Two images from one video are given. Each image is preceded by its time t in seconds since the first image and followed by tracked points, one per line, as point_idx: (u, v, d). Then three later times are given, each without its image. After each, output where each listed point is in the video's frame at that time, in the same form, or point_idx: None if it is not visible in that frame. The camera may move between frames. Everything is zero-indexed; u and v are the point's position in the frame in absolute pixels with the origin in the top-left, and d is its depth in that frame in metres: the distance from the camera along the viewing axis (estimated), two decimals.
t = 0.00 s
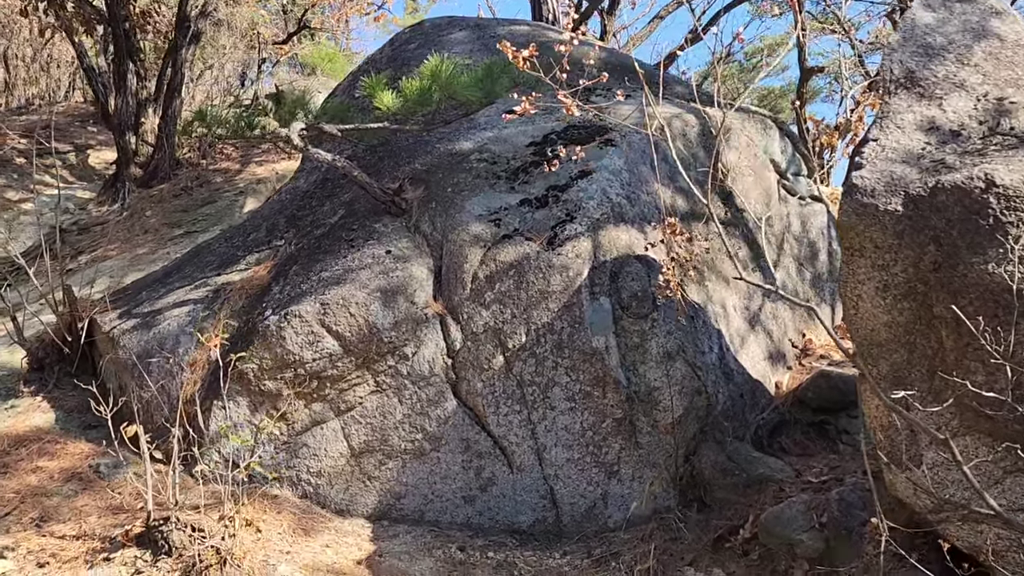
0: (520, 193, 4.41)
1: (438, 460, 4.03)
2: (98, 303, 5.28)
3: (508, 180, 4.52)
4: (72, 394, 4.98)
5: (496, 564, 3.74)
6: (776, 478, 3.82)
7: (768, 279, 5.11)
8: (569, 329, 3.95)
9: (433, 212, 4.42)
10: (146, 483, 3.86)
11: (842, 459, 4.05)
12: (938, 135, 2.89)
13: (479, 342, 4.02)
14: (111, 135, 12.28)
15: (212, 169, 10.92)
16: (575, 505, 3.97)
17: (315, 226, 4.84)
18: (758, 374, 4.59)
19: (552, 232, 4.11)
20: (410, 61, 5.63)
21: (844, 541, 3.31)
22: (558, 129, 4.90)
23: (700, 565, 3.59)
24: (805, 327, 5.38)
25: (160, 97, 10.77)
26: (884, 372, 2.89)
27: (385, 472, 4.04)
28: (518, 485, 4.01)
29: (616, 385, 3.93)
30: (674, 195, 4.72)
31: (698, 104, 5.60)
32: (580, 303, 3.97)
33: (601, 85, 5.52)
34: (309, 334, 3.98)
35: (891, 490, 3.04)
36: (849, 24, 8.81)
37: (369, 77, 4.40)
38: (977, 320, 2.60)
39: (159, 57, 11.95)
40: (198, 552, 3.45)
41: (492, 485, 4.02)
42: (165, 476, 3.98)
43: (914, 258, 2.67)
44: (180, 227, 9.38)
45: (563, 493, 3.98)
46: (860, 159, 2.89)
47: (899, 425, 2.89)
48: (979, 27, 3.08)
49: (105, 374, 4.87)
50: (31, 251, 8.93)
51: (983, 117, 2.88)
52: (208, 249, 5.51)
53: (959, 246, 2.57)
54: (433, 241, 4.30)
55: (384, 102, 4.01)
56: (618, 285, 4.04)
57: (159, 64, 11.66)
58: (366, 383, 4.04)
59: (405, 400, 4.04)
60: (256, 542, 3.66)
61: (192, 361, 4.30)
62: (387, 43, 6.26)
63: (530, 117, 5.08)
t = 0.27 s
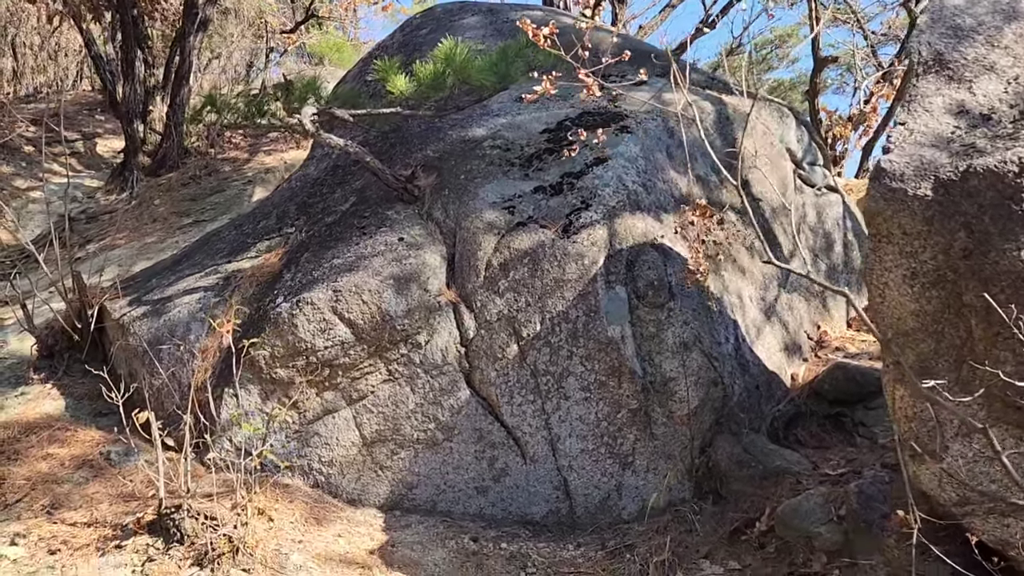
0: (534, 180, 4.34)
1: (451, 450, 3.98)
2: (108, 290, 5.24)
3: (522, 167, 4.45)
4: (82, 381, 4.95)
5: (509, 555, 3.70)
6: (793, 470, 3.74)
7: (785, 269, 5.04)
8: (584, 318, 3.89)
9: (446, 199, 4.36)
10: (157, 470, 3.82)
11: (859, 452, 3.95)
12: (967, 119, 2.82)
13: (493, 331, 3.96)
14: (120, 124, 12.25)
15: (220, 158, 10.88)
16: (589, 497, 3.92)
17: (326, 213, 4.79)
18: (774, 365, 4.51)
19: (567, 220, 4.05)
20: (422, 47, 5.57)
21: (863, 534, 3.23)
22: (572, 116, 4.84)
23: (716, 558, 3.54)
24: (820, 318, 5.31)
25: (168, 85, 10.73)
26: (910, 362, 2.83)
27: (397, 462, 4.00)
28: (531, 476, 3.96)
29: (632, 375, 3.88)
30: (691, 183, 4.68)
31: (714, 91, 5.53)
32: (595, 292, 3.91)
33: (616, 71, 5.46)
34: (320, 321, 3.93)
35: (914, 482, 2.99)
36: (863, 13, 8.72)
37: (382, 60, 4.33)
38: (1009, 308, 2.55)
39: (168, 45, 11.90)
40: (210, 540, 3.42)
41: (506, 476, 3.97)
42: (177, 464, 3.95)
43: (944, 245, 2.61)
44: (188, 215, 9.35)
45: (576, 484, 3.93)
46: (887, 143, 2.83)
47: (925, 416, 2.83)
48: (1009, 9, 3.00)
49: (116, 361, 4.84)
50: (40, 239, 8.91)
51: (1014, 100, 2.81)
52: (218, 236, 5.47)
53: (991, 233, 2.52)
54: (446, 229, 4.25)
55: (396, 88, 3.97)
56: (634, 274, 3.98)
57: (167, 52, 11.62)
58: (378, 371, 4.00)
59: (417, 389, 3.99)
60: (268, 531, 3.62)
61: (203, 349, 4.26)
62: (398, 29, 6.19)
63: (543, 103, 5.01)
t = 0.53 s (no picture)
0: (550, 175, 4.30)
1: (465, 448, 3.93)
2: (117, 284, 5.20)
3: (537, 162, 4.41)
4: (91, 376, 4.90)
5: (524, 555, 3.63)
6: (812, 472, 3.67)
7: (801, 268, 4.99)
8: (601, 316, 3.84)
9: (460, 194, 4.31)
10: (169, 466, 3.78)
11: (878, 454, 3.90)
12: (999, 114, 2.77)
13: (508, 328, 3.92)
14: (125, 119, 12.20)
15: (226, 154, 10.83)
16: (604, 497, 3.86)
17: (338, 208, 4.75)
18: (790, 365, 4.44)
19: (584, 216, 4.01)
20: (435, 41, 5.53)
21: (886, 536, 3.20)
22: (587, 112, 4.79)
23: (734, 559, 3.47)
24: (834, 319, 5.24)
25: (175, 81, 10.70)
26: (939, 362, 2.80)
27: (410, 460, 3.94)
28: (546, 475, 3.90)
29: (649, 374, 3.82)
30: (707, 180, 4.63)
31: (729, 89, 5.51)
32: (612, 289, 3.86)
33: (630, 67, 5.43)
34: (334, 316, 3.89)
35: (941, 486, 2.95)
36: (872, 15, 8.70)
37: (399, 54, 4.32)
38: None
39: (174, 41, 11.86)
40: (223, 537, 3.37)
41: (520, 475, 3.91)
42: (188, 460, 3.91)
43: (977, 242, 2.64)
44: (194, 211, 9.30)
45: (591, 484, 3.87)
46: (918, 138, 2.79)
47: (954, 417, 2.81)
48: None
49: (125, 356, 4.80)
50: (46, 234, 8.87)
51: None
52: (227, 231, 5.43)
53: None
54: (460, 224, 4.20)
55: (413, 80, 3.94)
56: (651, 271, 3.93)
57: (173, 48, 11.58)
58: (392, 368, 3.95)
59: (431, 386, 3.94)
60: (280, 528, 3.56)
61: (215, 343, 4.22)
62: (409, 25, 6.15)
63: (558, 99, 4.97)
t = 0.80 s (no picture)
0: (559, 184, 4.28)
1: (471, 458, 3.89)
2: (120, 290, 5.16)
3: (545, 171, 4.39)
4: (92, 382, 4.86)
5: (531, 566, 3.57)
6: (822, 484, 3.64)
7: (808, 279, 4.96)
8: (610, 325, 3.82)
9: (468, 202, 4.30)
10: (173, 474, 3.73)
11: (887, 467, 3.90)
12: (1015, 126, 2.76)
13: (517, 337, 3.89)
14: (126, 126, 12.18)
15: (228, 161, 10.81)
16: (611, 508, 3.81)
17: (345, 214, 4.74)
18: (798, 377, 4.41)
19: (593, 225, 3.99)
20: (441, 50, 5.52)
21: (899, 549, 3.14)
22: (595, 121, 4.78)
23: (743, 573, 3.42)
24: (840, 331, 5.21)
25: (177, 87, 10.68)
26: (957, 374, 2.78)
27: (416, 469, 3.90)
28: (552, 485, 3.85)
29: (657, 385, 3.78)
30: (715, 190, 4.60)
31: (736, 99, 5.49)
32: (621, 299, 3.83)
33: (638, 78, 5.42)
34: (342, 324, 3.86)
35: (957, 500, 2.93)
36: (874, 28, 8.73)
37: (408, 61, 4.32)
38: None
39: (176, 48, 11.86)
40: (227, 546, 3.32)
41: (526, 485, 3.87)
42: (192, 467, 3.88)
43: (995, 254, 2.63)
44: (195, 218, 9.27)
45: (598, 495, 3.82)
46: (934, 149, 2.78)
47: (970, 430, 2.79)
48: None
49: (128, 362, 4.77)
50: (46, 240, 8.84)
51: None
52: (231, 237, 5.40)
53: None
54: (468, 233, 4.18)
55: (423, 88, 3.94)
56: (660, 281, 3.90)
57: (176, 54, 11.57)
58: (398, 376, 3.92)
59: (438, 395, 3.91)
60: (286, 537, 3.52)
61: (219, 350, 4.21)
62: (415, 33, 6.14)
63: (566, 108, 4.97)
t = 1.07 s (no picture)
0: (556, 202, 4.27)
1: (467, 478, 3.84)
2: (111, 305, 5.11)
3: (543, 189, 4.38)
4: (81, 398, 4.80)
5: None
6: (821, 507, 3.63)
7: (804, 300, 4.95)
8: (608, 345, 3.78)
9: (465, 219, 4.28)
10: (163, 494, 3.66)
11: (886, 490, 3.89)
12: (1014, 150, 2.76)
13: (514, 356, 3.85)
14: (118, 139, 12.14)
15: (220, 176, 10.77)
16: (608, 530, 3.76)
17: (340, 231, 4.71)
18: (795, 398, 4.38)
19: (591, 244, 3.97)
20: (438, 68, 5.52)
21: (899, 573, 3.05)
22: (592, 140, 4.78)
23: None
24: (836, 351, 5.19)
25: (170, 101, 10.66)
26: (958, 398, 2.76)
27: (410, 489, 3.85)
28: (549, 506, 3.81)
29: (655, 405, 3.74)
30: (712, 210, 4.59)
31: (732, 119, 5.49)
32: (619, 319, 3.80)
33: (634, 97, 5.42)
34: (337, 341, 3.82)
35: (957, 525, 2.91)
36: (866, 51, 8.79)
37: (406, 78, 4.31)
38: None
39: (170, 63, 11.85)
40: (218, 569, 3.27)
41: (522, 506, 3.82)
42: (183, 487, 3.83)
43: (995, 278, 2.62)
44: (187, 232, 9.22)
45: (595, 517, 3.77)
46: (934, 173, 2.77)
47: (970, 454, 2.77)
48: None
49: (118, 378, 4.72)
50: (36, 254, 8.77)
51: None
52: (225, 252, 5.36)
53: None
54: (465, 250, 4.16)
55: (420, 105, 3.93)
56: (658, 300, 3.88)
57: (170, 69, 11.56)
58: (394, 395, 3.88)
59: (434, 414, 3.86)
60: (278, 560, 3.45)
61: (212, 367, 4.18)
62: (411, 50, 6.14)
63: (563, 126, 4.97)
